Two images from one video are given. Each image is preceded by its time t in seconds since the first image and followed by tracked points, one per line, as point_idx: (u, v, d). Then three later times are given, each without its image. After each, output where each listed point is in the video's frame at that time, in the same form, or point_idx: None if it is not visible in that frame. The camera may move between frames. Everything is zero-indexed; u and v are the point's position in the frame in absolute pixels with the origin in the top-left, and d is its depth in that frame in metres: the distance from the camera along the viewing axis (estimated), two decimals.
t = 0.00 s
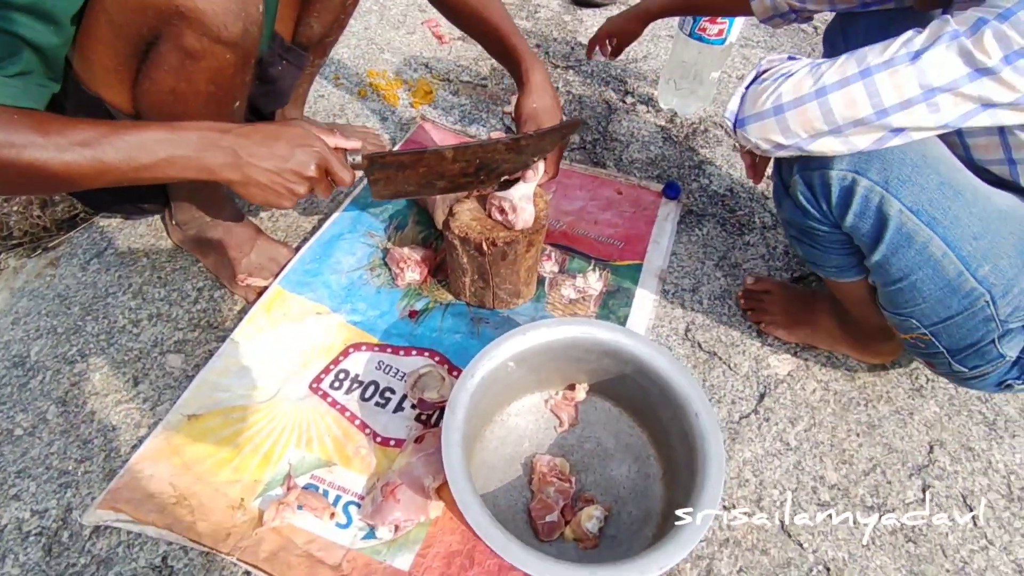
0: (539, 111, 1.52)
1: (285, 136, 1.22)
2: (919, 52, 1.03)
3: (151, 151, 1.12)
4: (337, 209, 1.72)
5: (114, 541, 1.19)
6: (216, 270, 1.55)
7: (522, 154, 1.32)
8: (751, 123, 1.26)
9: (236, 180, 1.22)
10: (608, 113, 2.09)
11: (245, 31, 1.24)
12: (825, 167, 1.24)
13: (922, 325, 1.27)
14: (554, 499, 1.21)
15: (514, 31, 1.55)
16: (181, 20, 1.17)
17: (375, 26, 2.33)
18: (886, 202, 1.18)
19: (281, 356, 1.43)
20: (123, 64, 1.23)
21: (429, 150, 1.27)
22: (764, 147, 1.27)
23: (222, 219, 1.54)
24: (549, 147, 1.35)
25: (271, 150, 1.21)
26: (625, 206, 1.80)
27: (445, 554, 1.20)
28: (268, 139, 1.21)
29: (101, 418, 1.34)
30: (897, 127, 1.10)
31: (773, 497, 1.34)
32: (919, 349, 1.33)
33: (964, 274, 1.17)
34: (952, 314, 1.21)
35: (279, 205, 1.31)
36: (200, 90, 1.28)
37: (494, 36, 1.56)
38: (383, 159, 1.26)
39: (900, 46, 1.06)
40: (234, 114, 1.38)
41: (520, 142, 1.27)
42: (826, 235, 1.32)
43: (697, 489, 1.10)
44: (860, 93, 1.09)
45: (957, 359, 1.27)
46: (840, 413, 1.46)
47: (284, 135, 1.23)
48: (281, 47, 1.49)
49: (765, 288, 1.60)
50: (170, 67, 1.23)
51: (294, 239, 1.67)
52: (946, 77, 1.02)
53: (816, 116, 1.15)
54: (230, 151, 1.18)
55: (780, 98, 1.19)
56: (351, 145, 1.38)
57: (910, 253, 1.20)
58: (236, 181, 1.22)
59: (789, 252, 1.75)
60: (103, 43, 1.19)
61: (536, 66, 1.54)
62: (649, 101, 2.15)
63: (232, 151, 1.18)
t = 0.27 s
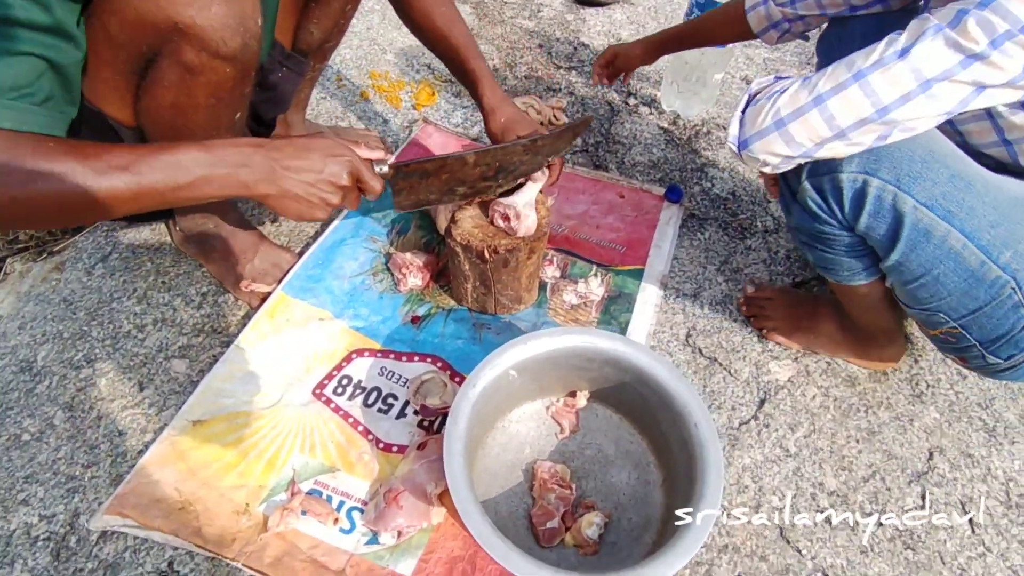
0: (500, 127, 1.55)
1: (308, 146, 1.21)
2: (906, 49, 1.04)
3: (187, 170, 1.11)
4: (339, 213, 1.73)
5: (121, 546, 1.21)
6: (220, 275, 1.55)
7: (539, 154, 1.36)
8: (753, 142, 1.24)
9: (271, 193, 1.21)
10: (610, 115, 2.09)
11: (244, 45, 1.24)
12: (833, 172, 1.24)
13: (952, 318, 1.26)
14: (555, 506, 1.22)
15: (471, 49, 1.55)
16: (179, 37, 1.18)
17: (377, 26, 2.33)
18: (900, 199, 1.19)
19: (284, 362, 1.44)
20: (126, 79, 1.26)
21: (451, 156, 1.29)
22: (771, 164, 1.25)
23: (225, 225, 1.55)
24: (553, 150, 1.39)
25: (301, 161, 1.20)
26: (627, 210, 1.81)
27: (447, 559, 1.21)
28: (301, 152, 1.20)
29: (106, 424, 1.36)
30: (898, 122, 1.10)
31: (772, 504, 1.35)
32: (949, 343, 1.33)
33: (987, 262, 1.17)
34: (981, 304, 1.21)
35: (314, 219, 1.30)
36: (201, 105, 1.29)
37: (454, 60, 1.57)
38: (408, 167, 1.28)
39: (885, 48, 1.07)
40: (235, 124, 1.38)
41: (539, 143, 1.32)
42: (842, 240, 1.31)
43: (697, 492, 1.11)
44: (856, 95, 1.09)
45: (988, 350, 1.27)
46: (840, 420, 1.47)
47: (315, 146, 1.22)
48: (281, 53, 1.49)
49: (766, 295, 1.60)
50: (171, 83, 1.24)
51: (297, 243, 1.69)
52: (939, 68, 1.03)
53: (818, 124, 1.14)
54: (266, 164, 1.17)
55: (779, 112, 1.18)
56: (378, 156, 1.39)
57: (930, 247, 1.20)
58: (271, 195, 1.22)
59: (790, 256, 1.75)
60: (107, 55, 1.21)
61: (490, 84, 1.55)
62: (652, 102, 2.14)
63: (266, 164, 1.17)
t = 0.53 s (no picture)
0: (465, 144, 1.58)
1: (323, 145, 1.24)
2: (857, 43, 1.09)
3: (221, 163, 1.16)
4: (344, 215, 1.74)
5: (129, 546, 1.22)
6: (227, 277, 1.56)
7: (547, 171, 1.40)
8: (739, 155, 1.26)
9: (294, 184, 1.26)
10: (615, 116, 2.09)
11: (255, 47, 1.25)
12: (826, 168, 1.23)
13: (966, 295, 1.26)
14: (560, 506, 1.22)
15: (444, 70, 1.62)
16: (192, 37, 1.18)
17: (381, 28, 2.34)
18: (895, 186, 1.17)
19: (291, 364, 1.45)
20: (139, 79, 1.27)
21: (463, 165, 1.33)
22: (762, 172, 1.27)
23: (231, 227, 1.56)
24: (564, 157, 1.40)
25: (323, 159, 1.25)
26: (632, 211, 1.81)
27: (452, 560, 1.21)
28: (324, 146, 1.26)
29: (114, 425, 1.37)
30: (871, 107, 1.12)
31: (777, 505, 1.35)
32: (966, 323, 1.32)
33: (991, 234, 1.16)
34: (993, 276, 1.20)
35: (328, 211, 1.34)
36: (211, 105, 1.29)
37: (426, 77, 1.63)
38: (422, 171, 1.32)
39: (838, 46, 1.12)
40: (245, 126, 1.39)
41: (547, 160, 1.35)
42: (845, 234, 1.28)
43: (702, 492, 1.12)
44: (824, 90, 1.13)
45: (1006, 322, 1.26)
46: (845, 421, 1.47)
47: (338, 142, 1.27)
48: (287, 56, 1.55)
49: (769, 297, 1.61)
50: (182, 83, 1.25)
51: (302, 245, 1.70)
52: (893, 52, 1.06)
53: (796, 123, 1.17)
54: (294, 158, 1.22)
55: (755, 121, 1.21)
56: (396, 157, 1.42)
57: (931, 228, 1.19)
58: (294, 185, 1.26)
59: (795, 258, 1.75)
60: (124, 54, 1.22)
61: (457, 104, 1.60)
62: (657, 103, 2.14)
63: (293, 159, 1.23)
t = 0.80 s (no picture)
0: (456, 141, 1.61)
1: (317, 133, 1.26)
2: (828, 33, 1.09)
3: (212, 154, 1.17)
4: (343, 215, 1.73)
5: (125, 548, 1.21)
6: (225, 276, 1.55)
7: (548, 150, 1.37)
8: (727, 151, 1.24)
9: (284, 175, 1.27)
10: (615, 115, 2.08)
11: (252, 36, 1.24)
12: (813, 157, 1.22)
13: (966, 276, 1.25)
14: (559, 508, 1.21)
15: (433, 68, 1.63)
16: (190, 25, 1.18)
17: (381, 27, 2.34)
18: (883, 169, 1.17)
19: (288, 364, 1.44)
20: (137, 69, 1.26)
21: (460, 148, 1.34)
22: (751, 166, 1.25)
23: (229, 226, 1.56)
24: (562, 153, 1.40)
25: (314, 148, 1.27)
26: (632, 210, 1.80)
27: (450, 562, 1.20)
28: (314, 137, 1.27)
29: (111, 426, 1.36)
30: (852, 91, 1.11)
31: (778, 507, 1.34)
32: (969, 305, 1.31)
33: (983, 211, 1.16)
34: (990, 256, 1.19)
35: (322, 200, 1.36)
36: (208, 95, 1.28)
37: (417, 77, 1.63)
38: (418, 157, 1.32)
39: (811, 36, 1.12)
40: (242, 118, 1.38)
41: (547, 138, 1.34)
42: (838, 222, 1.27)
43: (703, 491, 1.11)
44: (803, 79, 1.12)
45: (1009, 302, 1.25)
46: (846, 422, 1.46)
47: (327, 133, 1.29)
48: (282, 48, 1.51)
49: (769, 298, 1.60)
50: (179, 72, 1.23)
51: (300, 245, 1.69)
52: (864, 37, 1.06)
53: (780, 112, 1.15)
54: (285, 150, 1.24)
55: (738, 114, 1.20)
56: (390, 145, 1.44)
57: (924, 209, 1.18)
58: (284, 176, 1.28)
59: (795, 257, 1.74)
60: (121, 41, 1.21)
61: (447, 101, 1.62)
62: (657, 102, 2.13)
63: (283, 151, 1.24)
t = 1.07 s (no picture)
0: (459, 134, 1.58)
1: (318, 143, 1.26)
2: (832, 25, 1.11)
3: (213, 161, 1.17)
4: (342, 216, 1.73)
5: (124, 552, 1.21)
6: (224, 278, 1.55)
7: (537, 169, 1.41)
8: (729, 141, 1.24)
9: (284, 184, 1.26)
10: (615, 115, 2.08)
11: (240, 30, 1.24)
12: (815, 150, 1.22)
13: (967, 273, 1.24)
14: (559, 510, 1.21)
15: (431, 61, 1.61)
16: (177, 19, 1.17)
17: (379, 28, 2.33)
18: (884, 162, 1.17)
19: (288, 367, 1.44)
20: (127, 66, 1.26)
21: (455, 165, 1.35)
22: (753, 157, 1.25)
23: (228, 227, 1.56)
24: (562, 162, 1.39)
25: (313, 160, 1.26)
26: (631, 211, 1.80)
27: (449, 565, 1.20)
28: (315, 148, 1.27)
29: (110, 429, 1.36)
30: (853, 83, 1.12)
31: (778, 508, 1.34)
32: (969, 303, 1.30)
33: (984, 207, 1.15)
34: (990, 252, 1.19)
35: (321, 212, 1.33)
36: (199, 90, 1.28)
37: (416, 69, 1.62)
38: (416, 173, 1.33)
39: (814, 30, 1.14)
40: (234, 114, 1.37)
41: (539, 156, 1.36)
42: (841, 216, 1.26)
43: (703, 492, 1.11)
44: (806, 70, 1.13)
45: (1009, 300, 1.24)
46: (847, 423, 1.46)
47: (329, 145, 1.28)
48: (276, 45, 1.51)
49: (768, 298, 1.60)
50: (168, 67, 1.23)
51: (299, 247, 1.69)
52: (867, 30, 1.08)
53: (782, 103, 1.16)
54: (284, 159, 1.24)
55: (741, 104, 1.20)
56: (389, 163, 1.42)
57: (925, 204, 1.18)
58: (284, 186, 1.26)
59: (795, 258, 1.74)
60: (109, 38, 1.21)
61: (448, 92, 1.59)
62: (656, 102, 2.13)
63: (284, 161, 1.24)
